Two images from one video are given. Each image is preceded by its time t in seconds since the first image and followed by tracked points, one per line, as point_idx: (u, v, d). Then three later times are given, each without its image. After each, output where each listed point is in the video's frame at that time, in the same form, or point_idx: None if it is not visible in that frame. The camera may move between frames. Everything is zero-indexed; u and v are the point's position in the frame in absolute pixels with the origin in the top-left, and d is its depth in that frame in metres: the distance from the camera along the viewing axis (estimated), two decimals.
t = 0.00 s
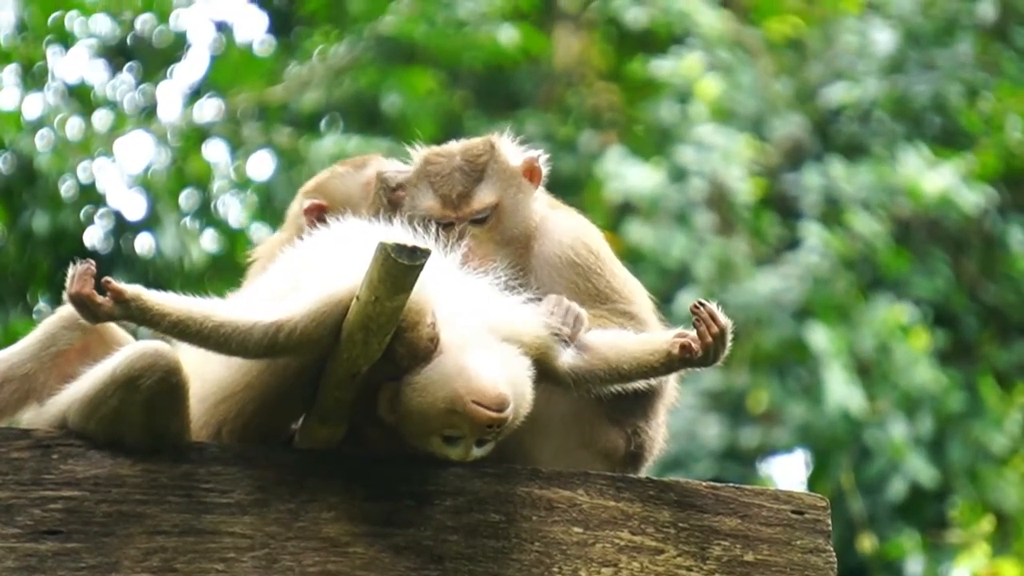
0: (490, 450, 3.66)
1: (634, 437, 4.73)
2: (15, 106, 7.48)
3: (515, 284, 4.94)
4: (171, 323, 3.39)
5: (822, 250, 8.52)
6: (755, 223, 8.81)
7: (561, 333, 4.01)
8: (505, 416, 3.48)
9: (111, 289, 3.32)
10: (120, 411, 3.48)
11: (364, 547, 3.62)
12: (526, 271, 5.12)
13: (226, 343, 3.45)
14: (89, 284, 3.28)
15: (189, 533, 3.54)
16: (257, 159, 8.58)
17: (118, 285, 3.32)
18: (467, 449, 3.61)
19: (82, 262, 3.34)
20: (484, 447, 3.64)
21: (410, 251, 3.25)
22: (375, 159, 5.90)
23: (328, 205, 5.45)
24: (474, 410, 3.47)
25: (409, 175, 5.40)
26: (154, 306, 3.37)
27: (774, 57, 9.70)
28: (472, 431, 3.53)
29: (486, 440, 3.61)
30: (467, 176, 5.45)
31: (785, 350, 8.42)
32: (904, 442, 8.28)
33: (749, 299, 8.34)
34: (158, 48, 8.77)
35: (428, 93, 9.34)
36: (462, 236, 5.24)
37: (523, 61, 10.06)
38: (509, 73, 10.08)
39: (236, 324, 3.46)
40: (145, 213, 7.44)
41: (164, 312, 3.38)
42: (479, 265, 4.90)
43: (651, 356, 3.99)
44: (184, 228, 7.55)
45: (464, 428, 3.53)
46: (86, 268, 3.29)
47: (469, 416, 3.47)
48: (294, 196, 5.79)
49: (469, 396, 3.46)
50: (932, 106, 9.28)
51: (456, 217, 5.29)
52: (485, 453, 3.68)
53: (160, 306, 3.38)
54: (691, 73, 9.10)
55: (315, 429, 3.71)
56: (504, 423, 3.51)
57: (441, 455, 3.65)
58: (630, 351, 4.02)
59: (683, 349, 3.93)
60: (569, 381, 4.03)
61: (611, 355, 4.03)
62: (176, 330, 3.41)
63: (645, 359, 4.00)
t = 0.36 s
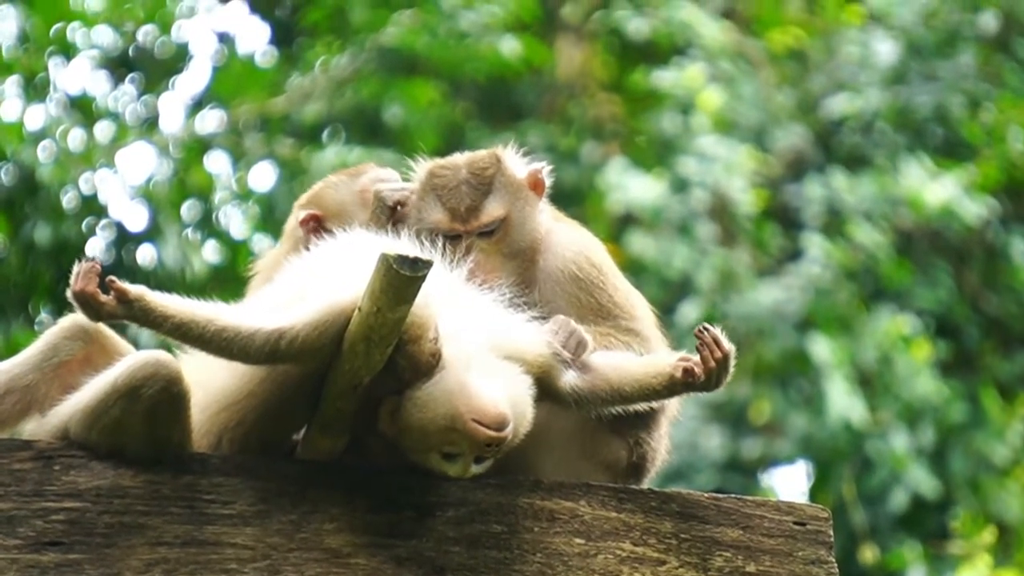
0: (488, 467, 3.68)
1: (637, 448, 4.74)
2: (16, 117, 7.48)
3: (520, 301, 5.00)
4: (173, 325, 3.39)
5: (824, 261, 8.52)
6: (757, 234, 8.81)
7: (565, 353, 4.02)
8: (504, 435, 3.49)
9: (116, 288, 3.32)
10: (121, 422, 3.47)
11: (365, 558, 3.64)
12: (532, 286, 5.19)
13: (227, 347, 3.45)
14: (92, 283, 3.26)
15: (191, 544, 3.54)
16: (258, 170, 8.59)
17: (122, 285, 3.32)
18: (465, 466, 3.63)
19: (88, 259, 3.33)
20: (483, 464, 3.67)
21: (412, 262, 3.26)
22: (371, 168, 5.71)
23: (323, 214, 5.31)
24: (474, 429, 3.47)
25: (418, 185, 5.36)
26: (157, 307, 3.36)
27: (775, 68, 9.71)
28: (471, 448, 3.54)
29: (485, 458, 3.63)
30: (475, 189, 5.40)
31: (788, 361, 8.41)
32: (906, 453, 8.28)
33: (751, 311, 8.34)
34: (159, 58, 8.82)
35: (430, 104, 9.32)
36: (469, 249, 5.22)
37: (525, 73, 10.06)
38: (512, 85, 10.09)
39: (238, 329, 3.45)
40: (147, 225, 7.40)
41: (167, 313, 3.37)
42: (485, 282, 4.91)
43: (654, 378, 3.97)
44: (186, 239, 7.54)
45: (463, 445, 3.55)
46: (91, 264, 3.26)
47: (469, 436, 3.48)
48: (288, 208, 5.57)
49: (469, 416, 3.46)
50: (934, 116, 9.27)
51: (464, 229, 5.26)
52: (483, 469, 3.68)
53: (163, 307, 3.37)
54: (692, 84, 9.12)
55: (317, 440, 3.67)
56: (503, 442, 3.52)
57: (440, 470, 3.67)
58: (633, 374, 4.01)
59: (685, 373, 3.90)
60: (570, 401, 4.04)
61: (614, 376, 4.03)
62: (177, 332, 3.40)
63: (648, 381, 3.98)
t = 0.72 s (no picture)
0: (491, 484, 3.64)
1: (642, 459, 4.76)
2: (20, 128, 7.48)
3: (530, 316, 5.02)
4: (181, 323, 3.41)
5: (828, 271, 8.53)
6: (761, 243, 8.81)
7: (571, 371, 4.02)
8: (509, 452, 3.47)
9: (128, 283, 3.35)
10: (127, 432, 3.48)
11: (370, 568, 3.65)
12: (542, 299, 5.21)
13: (233, 350, 3.47)
14: (105, 275, 3.30)
15: (196, 554, 3.55)
16: (263, 179, 8.57)
17: (135, 280, 3.35)
18: (469, 482, 3.60)
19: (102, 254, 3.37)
20: (488, 480, 3.61)
21: (417, 272, 3.26)
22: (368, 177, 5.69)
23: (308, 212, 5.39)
24: (479, 445, 3.46)
25: (439, 192, 5.48)
26: (167, 304, 3.39)
27: (779, 78, 9.71)
28: (475, 464, 3.52)
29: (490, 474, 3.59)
30: (495, 198, 5.46)
31: (793, 372, 8.41)
32: (911, 463, 8.27)
33: (756, 321, 8.35)
34: (163, 69, 8.81)
35: (435, 113, 9.33)
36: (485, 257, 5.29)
37: (529, 83, 10.06)
38: (516, 94, 10.11)
39: (245, 332, 3.48)
40: (151, 234, 7.42)
41: (176, 311, 3.41)
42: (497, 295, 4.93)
43: (660, 398, 3.99)
44: (190, 250, 7.53)
45: (467, 460, 3.52)
46: (106, 257, 3.31)
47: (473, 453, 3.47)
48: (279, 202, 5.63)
49: (475, 433, 3.45)
50: (937, 126, 9.26)
51: (483, 236, 5.34)
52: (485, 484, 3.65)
53: (172, 304, 3.41)
54: (697, 94, 9.12)
55: (321, 450, 3.71)
56: (507, 460, 3.50)
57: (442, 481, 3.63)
58: (639, 393, 4.03)
59: (692, 394, 3.94)
60: (574, 417, 4.03)
61: (620, 395, 4.04)
62: (185, 330, 3.43)
63: (654, 400, 4.00)
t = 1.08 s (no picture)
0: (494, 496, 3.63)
1: (645, 469, 4.75)
2: (25, 138, 7.48)
3: (532, 327, 5.03)
4: (192, 328, 3.42)
5: (832, 281, 8.54)
6: (766, 254, 8.82)
7: (575, 382, 4.00)
8: (511, 468, 3.46)
9: (144, 285, 3.35)
10: (130, 441, 3.49)
11: None
12: (543, 308, 5.21)
13: (240, 356, 3.48)
14: (121, 276, 3.31)
15: (200, 564, 3.56)
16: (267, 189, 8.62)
17: (150, 283, 3.36)
18: (472, 495, 3.59)
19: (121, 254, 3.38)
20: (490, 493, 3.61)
21: (420, 282, 3.26)
22: (368, 190, 5.70)
23: (304, 219, 5.48)
24: (480, 460, 3.45)
25: (438, 202, 5.47)
26: (180, 308, 3.40)
27: (784, 88, 9.72)
28: (477, 479, 3.52)
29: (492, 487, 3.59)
30: (493, 209, 5.44)
31: (797, 382, 8.41)
32: (915, 473, 8.26)
33: (760, 331, 8.35)
34: (168, 79, 8.92)
35: (439, 123, 9.35)
36: (485, 267, 5.28)
37: (533, 93, 10.05)
38: (520, 104, 10.08)
39: (253, 338, 3.49)
40: (156, 245, 7.39)
41: (188, 316, 3.41)
42: (499, 305, 4.92)
43: (664, 412, 4.00)
44: (194, 260, 7.50)
45: (470, 475, 3.52)
46: (123, 259, 3.31)
47: (475, 467, 3.46)
48: (280, 205, 5.70)
49: (478, 448, 3.45)
50: (942, 136, 9.25)
51: (480, 246, 5.33)
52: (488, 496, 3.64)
53: (185, 308, 3.41)
54: (702, 104, 9.12)
55: (326, 459, 3.71)
56: (509, 475, 3.49)
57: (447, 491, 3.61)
58: (644, 406, 4.03)
59: (696, 410, 3.95)
60: (578, 427, 4.04)
61: (624, 406, 4.05)
62: (195, 335, 3.43)
63: (657, 414, 4.00)
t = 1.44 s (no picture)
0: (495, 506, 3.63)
1: (648, 477, 4.72)
2: (28, 147, 7.52)
3: (535, 336, 5.02)
4: (206, 330, 3.40)
5: (835, 290, 8.53)
6: (768, 263, 8.81)
7: (578, 393, 3.97)
8: (513, 478, 3.46)
9: (166, 283, 3.32)
10: (133, 451, 3.50)
11: None
12: (543, 317, 5.21)
13: (248, 361, 3.49)
14: (144, 273, 3.26)
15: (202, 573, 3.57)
16: (270, 198, 8.63)
17: (173, 281, 3.32)
18: (474, 504, 3.59)
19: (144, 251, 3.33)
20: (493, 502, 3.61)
21: (423, 292, 3.27)
22: (369, 202, 5.75)
23: (305, 229, 5.55)
24: (481, 471, 3.45)
25: (438, 212, 5.46)
26: (198, 309, 3.37)
27: (786, 98, 9.73)
28: (479, 489, 3.52)
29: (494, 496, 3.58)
30: (493, 219, 5.42)
31: (799, 391, 8.42)
32: (918, 482, 8.23)
33: (763, 340, 8.36)
34: (170, 88, 8.92)
35: (442, 133, 9.34)
36: (484, 278, 5.24)
37: (536, 103, 10.03)
38: (523, 113, 10.06)
39: (261, 345, 3.50)
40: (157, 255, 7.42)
41: (204, 318, 3.39)
42: (502, 316, 4.91)
43: (665, 423, 4.01)
44: (197, 269, 7.52)
45: (472, 485, 3.52)
46: (147, 256, 3.28)
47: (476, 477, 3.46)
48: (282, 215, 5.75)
49: (479, 459, 3.45)
50: (944, 146, 9.24)
51: (480, 257, 5.29)
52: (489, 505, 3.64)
53: (202, 311, 3.39)
54: (704, 114, 9.12)
55: (328, 469, 3.71)
56: (510, 486, 3.49)
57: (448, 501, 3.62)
58: (646, 416, 4.03)
59: (699, 421, 3.96)
60: (579, 435, 4.03)
61: (627, 415, 4.05)
62: (208, 338, 3.41)
63: (659, 425, 4.01)
